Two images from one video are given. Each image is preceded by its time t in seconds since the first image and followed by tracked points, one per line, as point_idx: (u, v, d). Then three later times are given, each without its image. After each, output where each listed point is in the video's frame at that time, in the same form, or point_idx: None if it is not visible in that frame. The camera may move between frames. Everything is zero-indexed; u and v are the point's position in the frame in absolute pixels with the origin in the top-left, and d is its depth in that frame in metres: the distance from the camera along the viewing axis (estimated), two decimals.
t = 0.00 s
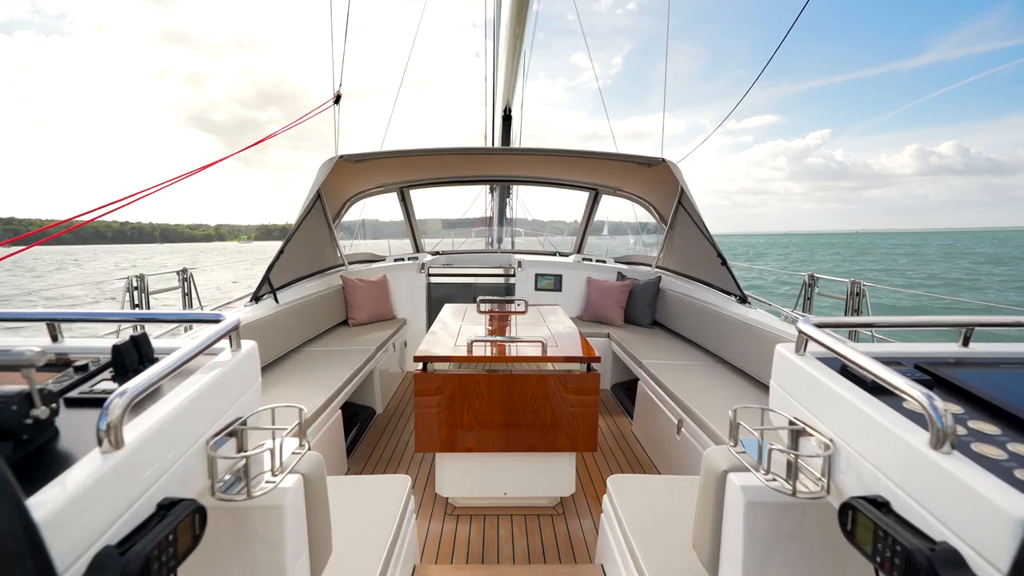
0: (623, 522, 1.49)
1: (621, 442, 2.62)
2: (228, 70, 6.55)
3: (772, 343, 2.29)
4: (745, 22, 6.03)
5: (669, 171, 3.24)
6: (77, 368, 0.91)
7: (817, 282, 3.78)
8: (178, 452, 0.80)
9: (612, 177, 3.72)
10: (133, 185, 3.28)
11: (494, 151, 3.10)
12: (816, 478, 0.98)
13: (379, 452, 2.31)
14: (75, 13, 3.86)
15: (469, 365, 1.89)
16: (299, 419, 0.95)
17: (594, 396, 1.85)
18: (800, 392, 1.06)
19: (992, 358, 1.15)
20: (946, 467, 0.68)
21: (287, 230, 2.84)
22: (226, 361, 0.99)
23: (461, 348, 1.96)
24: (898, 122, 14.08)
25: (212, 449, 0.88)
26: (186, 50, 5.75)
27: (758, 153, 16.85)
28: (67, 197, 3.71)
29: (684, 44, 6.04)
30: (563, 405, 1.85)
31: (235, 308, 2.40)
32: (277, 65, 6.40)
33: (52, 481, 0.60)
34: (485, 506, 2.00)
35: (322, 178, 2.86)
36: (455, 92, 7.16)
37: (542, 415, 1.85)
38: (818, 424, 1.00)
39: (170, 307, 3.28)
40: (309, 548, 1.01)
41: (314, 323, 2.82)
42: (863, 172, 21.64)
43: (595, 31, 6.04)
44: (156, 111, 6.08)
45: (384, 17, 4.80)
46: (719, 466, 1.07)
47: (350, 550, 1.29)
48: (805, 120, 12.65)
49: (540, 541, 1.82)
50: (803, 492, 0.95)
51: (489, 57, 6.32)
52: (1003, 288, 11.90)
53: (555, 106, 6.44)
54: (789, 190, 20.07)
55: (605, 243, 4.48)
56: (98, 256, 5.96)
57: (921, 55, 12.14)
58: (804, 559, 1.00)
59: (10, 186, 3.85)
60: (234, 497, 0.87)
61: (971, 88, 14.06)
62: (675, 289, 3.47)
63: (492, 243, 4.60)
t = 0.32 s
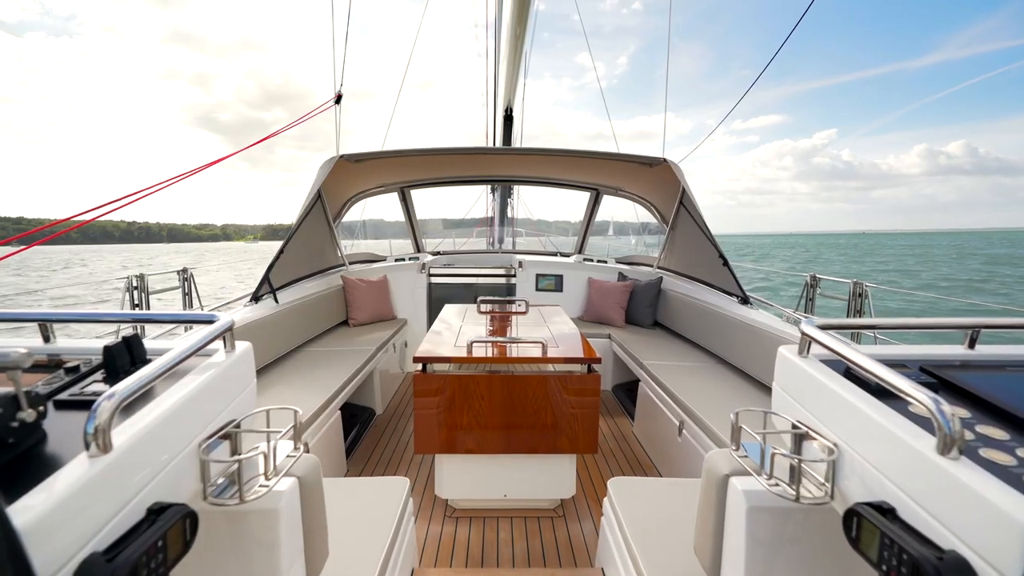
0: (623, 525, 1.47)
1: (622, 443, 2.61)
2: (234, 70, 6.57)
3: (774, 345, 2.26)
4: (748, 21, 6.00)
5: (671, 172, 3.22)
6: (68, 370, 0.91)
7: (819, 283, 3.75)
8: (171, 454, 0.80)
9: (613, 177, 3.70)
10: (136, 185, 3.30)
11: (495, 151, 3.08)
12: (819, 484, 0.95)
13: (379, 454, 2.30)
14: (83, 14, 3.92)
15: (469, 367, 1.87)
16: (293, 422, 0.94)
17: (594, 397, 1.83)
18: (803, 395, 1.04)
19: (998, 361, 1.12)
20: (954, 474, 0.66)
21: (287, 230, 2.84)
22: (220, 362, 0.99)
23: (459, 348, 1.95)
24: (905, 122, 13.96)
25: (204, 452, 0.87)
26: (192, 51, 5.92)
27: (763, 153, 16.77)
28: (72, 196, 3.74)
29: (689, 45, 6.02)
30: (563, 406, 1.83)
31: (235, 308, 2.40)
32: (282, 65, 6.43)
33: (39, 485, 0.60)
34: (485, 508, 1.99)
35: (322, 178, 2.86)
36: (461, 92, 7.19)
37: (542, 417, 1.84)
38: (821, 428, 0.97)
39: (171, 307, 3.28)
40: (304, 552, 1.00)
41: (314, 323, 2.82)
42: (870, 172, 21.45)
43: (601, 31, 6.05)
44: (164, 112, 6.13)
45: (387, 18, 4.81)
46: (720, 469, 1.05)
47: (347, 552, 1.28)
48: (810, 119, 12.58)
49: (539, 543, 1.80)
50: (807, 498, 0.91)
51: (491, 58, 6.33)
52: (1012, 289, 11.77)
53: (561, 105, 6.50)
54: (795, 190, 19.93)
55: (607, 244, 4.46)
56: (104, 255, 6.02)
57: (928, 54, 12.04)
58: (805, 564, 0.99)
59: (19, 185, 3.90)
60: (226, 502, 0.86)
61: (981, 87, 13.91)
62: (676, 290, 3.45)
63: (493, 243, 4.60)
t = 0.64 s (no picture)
0: (624, 529, 1.45)
1: (622, 445, 2.59)
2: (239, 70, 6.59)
3: (777, 347, 2.23)
4: (751, 21, 5.97)
5: (671, 172, 3.19)
6: (61, 373, 0.90)
7: (821, 284, 3.72)
8: (165, 458, 0.79)
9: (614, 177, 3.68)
10: (138, 184, 3.31)
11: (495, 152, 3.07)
12: (824, 488, 0.92)
13: (378, 455, 2.29)
14: (90, 15, 3.95)
15: (469, 368, 1.86)
16: (290, 426, 0.93)
17: (595, 399, 1.82)
18: (808, 398, 1.02)
19: (1005, 365, 1.10)
20: (963, 481, 0.64)
21: (287, 230, 2.84)
22: (215, 365, 0.97)
23: (459, 350, 1.94)
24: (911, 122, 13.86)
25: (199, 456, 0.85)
26: (198, 51, 5.93)
27: (768, 153, 16.69)
28: (73, 195, 3.76)
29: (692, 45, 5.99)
30: (563, 408, 1.82)
31: (235, 308, 2.39)
32: (287, 65, 6.45)
33: (28, 491, 0.59)
34: (485, 510, 1.97)
35: (321, 179, 2.85)
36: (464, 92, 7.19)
37: (542, 418, 1.82)
38: (825, 432, 0.95)
39: (171, 308, 3.29)
40: (301, 556, 0.98)
41: (314, 324, 2.82)
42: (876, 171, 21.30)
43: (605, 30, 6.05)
44: (169, 112, 6.18)
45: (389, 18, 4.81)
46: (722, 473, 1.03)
47: (344, 555, 1.27)
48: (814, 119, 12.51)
49: (540, 546, 1.79)
50: (812, 505, 0.88)
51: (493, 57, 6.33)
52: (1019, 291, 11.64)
53: (566, 105, 6.53)
54: (800, 189, 19.81)
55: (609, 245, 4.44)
56: (108, 254, 6.06)
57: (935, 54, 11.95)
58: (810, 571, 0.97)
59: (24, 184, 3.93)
60: (221, 507, 0.85)
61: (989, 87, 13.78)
62: (677, 291, 3.42)
63: (494, 243, 4.59)
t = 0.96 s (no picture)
0: (625, 532, 1.44)
1: (622, 448, 2.57)
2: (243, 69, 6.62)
3: (779, 350, 2.21)
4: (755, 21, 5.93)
5: (673, 173, 3.17)
6: (54, 376, 0.89)
7: (822, 286, 3.70)
8: (158, 464, 0.77)
9: (614, 178, 3.66)
10: (139, 183, 3.32)
11: (495, 153, 3.06)
12: (832, 496, 0.89)
13: (377, 457, 2.28)
14: (95, 15, 3.98)
15: (469, 370, 1.85)
16: (287, 430, 0.92)
17: (596, 402, 1.80)
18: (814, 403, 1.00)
19: (1012, 370, 1.08)
20: (974, 491, 0.61)
21: (287, 230, 2.83)
22: (211, 369, 0.96)
23: (457, 352, 1.92)
24: (916, 122, 13.78)
25: (194, 461, 0.84)
26: (203, 51, 5.91)
27: (773, 152, 16.62)
28: (75, 195, 3.78)
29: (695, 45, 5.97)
30: (564, 411, 1.80)
31: (234, 309, 2.38)
32: (290, 65, 6.45)
33: (17, 499, 0.57)
34: (484, 513, 1.96)
35: (322, 179, 2.85)
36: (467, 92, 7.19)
37: (542, 421, 1.81)
38: (832, 438, 0.93)
39: (170, 308, 3.30)
40: (298, 561, 0.97)
41: (314, 325, 2.81)
42: (881, 171, 21.14)
43: (610, 30, 6.04)
44: (174, 112, 6.21)
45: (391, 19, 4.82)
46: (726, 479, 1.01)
47: (342, 559, 1.26)
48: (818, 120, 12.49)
49: (540, 550, 1.77)
50: (821, 512, 0.84)
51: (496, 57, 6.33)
52: None
53: (569, 105, 6.53)
54: (804, 189, 19.70)
55: (609, 246, 4.43)
56: (111, 253, 6.09)
57: (941, 53, 11.86)
58: None
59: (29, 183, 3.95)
60: (215, 514, 0.83)
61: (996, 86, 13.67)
62: (678, 292, 3.40)
63: (494, 244, 4.58)
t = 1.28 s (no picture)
0: (625, 536, 1.42)
1: (622, 450, 2.55)
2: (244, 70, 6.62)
3: (780, 353, 2.18)
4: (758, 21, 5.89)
5: (673, 175, 3.15)
6: (44, 382, 0.88)
7: (823, 288, 3.67)
8: (152, 472, 0.75)
9: (614, 180, 3.64)
10: (138, 183, 3.32)
11: (494, 155, 3.04)
12: (838, 503, 0.85)
13: (375, 460, 2.26)
14: (97, 16, 3.98)
15: (468, 373, 1.83)
16: (283, 436, 0.90)
17: (596, 404, 1.79)
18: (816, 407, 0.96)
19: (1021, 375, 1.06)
20: (988, 498, 0.58)
21: (285, 231, 2.81)
22: (206, 373, 0.94)
23: (456, 355, 1.90)
24: (920, 122, 13.70)
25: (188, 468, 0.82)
26: (204, 50, 5.87)
27: (776, 152, 16.57)
28: (74, 194, 3.78)
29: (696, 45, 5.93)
30: (564, 413, 1.79)
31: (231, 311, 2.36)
32: (292, 65, 6.43)
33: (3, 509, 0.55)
34: (484, 517, 1.94)
35: (320, 180, 2.83)
36: (468, 91, 7.18)
37: (542, 423, 1.79)
38: (837, 444, 0.89)
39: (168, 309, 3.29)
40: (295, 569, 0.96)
41: (312, 327, 2.79)
42: (884, 171, 21.04)
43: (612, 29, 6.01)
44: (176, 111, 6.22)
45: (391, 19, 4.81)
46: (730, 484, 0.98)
47: (338, 564, 1.25)
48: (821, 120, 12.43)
49: (540, 554, 1.75)
50: (826, 521, 0.80)
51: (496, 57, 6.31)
52: None
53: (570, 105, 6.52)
54: (807, 189, 19.62)
55: (609, 247, 4.42)
56: (112, 252, 6.10)
57: (944, 53, 11.78)
58: None
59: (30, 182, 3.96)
60: (208, 522, 0.81)
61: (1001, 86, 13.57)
62: (678, 294, 3.39)
63: (493, 245, 4.57)
